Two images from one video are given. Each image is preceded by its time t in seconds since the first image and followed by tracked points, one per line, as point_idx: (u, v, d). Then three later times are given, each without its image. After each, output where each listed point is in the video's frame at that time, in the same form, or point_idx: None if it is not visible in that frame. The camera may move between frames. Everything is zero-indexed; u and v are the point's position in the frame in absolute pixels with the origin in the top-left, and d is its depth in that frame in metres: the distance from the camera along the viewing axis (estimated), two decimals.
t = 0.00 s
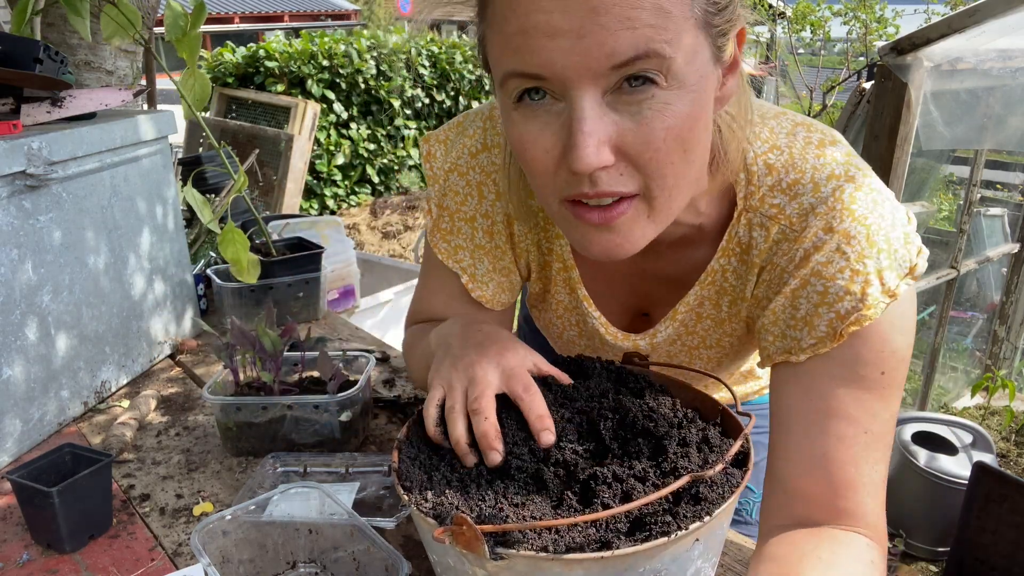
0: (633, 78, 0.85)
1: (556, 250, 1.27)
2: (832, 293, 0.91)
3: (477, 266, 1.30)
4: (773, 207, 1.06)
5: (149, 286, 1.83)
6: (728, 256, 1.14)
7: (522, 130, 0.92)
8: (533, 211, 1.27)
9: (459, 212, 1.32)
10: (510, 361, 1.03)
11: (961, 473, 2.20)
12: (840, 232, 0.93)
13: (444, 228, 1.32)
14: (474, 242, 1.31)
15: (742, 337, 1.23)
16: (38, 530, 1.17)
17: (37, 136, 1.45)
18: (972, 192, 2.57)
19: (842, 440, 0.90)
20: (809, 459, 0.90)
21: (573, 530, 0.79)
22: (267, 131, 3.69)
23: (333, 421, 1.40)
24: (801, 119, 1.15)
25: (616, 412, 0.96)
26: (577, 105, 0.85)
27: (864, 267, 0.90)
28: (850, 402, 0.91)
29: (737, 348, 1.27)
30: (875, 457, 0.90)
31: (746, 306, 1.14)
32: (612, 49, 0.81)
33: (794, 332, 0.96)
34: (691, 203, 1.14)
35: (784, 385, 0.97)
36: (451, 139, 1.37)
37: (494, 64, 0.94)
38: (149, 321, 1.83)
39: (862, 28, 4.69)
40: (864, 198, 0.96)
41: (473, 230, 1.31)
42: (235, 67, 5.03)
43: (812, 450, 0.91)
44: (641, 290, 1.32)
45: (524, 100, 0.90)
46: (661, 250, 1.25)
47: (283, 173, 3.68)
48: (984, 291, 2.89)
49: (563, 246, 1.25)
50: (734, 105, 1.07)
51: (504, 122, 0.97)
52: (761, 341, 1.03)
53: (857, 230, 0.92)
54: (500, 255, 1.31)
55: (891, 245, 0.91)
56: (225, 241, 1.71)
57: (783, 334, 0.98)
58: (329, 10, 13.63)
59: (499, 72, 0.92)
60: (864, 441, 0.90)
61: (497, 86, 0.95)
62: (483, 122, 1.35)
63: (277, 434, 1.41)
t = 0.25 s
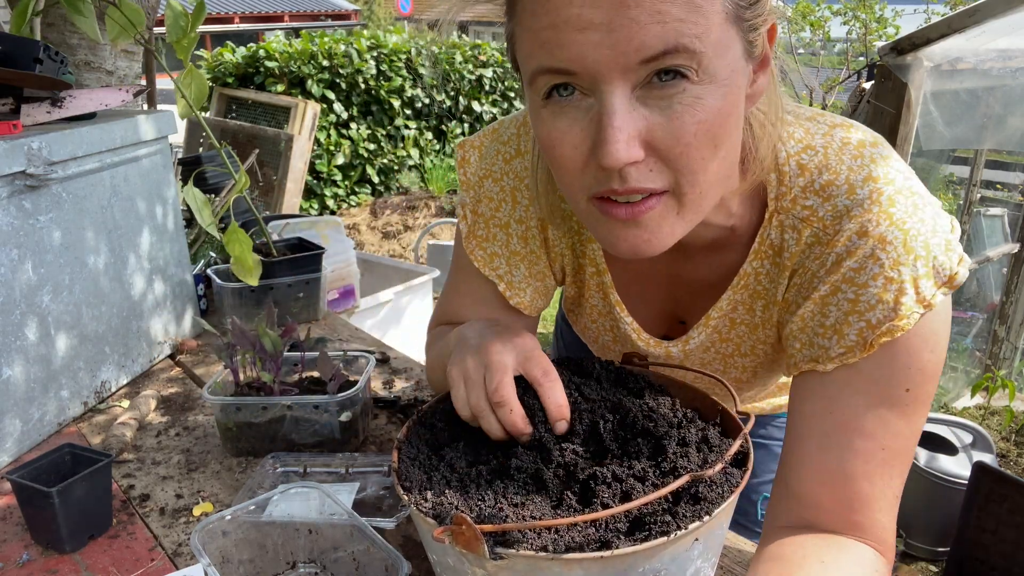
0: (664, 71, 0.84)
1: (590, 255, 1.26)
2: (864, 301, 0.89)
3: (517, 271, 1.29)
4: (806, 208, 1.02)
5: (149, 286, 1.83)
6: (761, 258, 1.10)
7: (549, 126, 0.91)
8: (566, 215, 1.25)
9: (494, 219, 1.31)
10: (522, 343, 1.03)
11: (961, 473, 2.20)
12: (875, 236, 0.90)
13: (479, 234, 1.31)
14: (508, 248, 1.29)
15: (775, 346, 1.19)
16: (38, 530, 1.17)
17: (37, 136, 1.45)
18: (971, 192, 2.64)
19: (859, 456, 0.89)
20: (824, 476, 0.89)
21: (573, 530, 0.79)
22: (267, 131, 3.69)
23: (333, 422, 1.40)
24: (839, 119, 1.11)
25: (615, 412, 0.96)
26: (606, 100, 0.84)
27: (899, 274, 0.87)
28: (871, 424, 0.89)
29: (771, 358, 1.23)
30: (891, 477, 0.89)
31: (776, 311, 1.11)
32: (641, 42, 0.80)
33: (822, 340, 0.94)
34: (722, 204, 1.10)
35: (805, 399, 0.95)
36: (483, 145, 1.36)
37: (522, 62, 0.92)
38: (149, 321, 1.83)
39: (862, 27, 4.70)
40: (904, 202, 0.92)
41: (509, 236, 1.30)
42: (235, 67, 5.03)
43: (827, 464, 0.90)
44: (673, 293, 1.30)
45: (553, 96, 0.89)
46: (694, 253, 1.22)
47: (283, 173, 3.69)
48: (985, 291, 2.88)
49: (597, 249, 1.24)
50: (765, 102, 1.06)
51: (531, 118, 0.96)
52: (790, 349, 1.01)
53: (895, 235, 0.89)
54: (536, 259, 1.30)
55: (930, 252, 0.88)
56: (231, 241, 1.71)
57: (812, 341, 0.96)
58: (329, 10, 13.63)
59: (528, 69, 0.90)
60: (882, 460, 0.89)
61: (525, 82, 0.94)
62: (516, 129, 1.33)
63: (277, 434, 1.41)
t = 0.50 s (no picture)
0: (679, 67, 0.84)
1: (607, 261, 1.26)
2: (877, 305, 0.88)
3: (534, 281, 1.29)
4: (820, 210, 1.02)
5: (149, 286, 1.83)
6: (775, 259, 1.11)
7: (565, 124, 0.91)
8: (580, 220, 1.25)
9: (510, 229, 1.31)
10: (505, 329, 1.07)
11: (961, 473, 2.20)
12: (890, 239, 0.89)
13: (496, 244, 1.31)
14: (526, 257, 1.30)
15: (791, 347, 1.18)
16: (38, 530, 1.17)
17: (37, 136, 1.45)
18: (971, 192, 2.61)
19: (866, 463, 0.89)
20: (829, 480, 0.90)
21: (573, 529, 0.79)
22: (267, 131, 3.69)
23: (333, 422, 1.40)
24: (858, 122, 1.11)
25: (615, 412, 0.96)
26: (622, 96, 0.84)
27: (913, 279, 0.86)
28: (881, 431, 0.89)
29: (787, 362, 1.22)
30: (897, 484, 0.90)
31: (791, 314, 1.10)
32: (656, 40, 0.80)
33: (832, 344, 0.93)
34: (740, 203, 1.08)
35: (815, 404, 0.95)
36: (499, 154, 1.37)
37: (537, 61, 0.92)
38: (150, 321, 1.83)
39: (861, 27, 4.71)
40: (921, 205, 0.91)
41: (526, 246, 1.30)
42: (235, 67, 5.03)
43: (833, 469, 0.90)
44: (693, 297, 1.29)
45: (569, 95, 0.90)
46: (712, 258, 1.22)
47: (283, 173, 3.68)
48: (985, 291, 2.88)
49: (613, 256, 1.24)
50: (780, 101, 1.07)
51: (545, 117, 0.97)
52: (803, 353, 1.00)
53: (911, 238, 0.88)
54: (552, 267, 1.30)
55: (946, 256, 0.87)
56: (230, 241, 1.71)
57: (822, 346, 0.95)
58: (329, 10, 13.63)
59: (542, 68, 0.91)
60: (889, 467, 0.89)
61: (539, 81, 0.94)
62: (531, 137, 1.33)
63: (277, 434, 1.41)
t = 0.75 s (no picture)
0: (675, 62, 0.84)
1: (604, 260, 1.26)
2: (875, 302, 0.87)
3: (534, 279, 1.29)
4: (817, 207, 1.02)
5: (149, 286, 1.83)
6: (772, 256, 1.11)
7: (563, 121, 0.91)
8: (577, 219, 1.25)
9: (508, 227, 1.31)
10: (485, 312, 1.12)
11: (961, 473, 2.20)
12: (887, 237, 0.89)
13: (494, 242, 1.32)
14: (524, 257, 1.29)
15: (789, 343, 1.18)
16: (38, 530, 1.17)
17: (37, 136, 1.45)
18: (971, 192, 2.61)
19: (865, 463, 0.89)
20: (828, 481, 0.90)
21: (573, 530, 0.79)
22: (267, 131, 3.69)
23: (333, 422, 1.40)
24: (854, 119, 1.09)
25: (615, 412, 0.96)
26: (618, 92, 0.84)
27: (910, 277, 0.86)
28: (878, 430, 0.89)
29: (785, 357, 1.22)
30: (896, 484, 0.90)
31: (789, 311, 1.10)
32: (653, 33, 0.79)
33: (830, 343, 0.93)
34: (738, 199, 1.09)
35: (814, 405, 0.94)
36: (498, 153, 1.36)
37: (534, 57, 0.92)
38: (150, 321, 1.83)
39: (861, 27, 4.72)
40: (918, 203, 0.90)
41: (524, 244, 1.30)
42: (235, 67, 5.03)
43: (831, 470, 0.90)
44: (691, 295, 1.29)
45: (565, 92, 0.90)
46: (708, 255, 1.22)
47: (283, 173, 3.68)
48: (985, 291, 2.88)
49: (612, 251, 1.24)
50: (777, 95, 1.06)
51: (542, 113, 0.96)
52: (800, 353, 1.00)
53: (908, 237, 0.87)
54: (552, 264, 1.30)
55: (943, 254, 0.87)
56: (231, 241, 1.71)
57: (820, 346, 0.95)
58: (330, 10, 13.64)
59: (539, 65, 0.90)
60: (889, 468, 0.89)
61: (536, 77, 0.94)
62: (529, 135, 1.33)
63: (277, 434, 1.41)
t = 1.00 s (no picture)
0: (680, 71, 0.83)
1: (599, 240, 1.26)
2: (862, 296, 0.88)
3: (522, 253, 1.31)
4: (807, 201, 1.02)
5: (149, 286, 1.83)
6: (761, 249, 1.11)
7: (562, 115, 0.91)
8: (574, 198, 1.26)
9: (502, 197, 1.31)
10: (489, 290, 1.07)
11: (961, 473, 2.20)
12: (874, 232, 0.90)
13: (485, 211, 1.31)
14: (515, 227, 1.30)
15: (777, 337, 1.17)
16: (38, 530, 1.17)
17: (37, 136, 1.45)
18: (971, 192, 2.63)
19: (859, 460, 0.89)
20: (824, 480, 0.90)
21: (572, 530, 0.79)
22: (267, 131, 3.69)
23: (333, 422, 1.40)
24: (848, 121, 1.08)
25: (615, 412, 0.96)
26: (617, 93, 0.84)
27: (896, 271, 0.87)
28: (869, 426, 0.89)
29: (772, 351, 1.21)
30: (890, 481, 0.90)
31: (777, 305, 1.10)
32: (655, 39, 0.79)
33: (819, 336, 0.93)
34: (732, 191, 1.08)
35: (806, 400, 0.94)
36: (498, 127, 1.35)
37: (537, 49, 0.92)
38: (150, 321, 1.83)
39: (861, 27, 4.72)
40: (905, 200, 0.91)
41: (517, 217, 1.30)
42: (235, 67, 5.03)
43: (827, 468, 0.90)
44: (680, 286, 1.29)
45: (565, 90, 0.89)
46: (700, 245, 1.22)
47: (283, 173, 3.68)
48: (985, 291, 2.88)
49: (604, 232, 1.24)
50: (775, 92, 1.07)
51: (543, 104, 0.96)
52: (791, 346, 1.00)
53: (894, 231, 0.89)
54: (540, 241, 1.31)
55: (928, 250, 0.88)
56: (231, 241, 1.71)
57: (810, 339, 0.95)
58: (329, 10, 13.65)
59: (541, 58, 0.90)
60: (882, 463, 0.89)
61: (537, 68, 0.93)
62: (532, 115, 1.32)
63: (277, 434, 1.41)
